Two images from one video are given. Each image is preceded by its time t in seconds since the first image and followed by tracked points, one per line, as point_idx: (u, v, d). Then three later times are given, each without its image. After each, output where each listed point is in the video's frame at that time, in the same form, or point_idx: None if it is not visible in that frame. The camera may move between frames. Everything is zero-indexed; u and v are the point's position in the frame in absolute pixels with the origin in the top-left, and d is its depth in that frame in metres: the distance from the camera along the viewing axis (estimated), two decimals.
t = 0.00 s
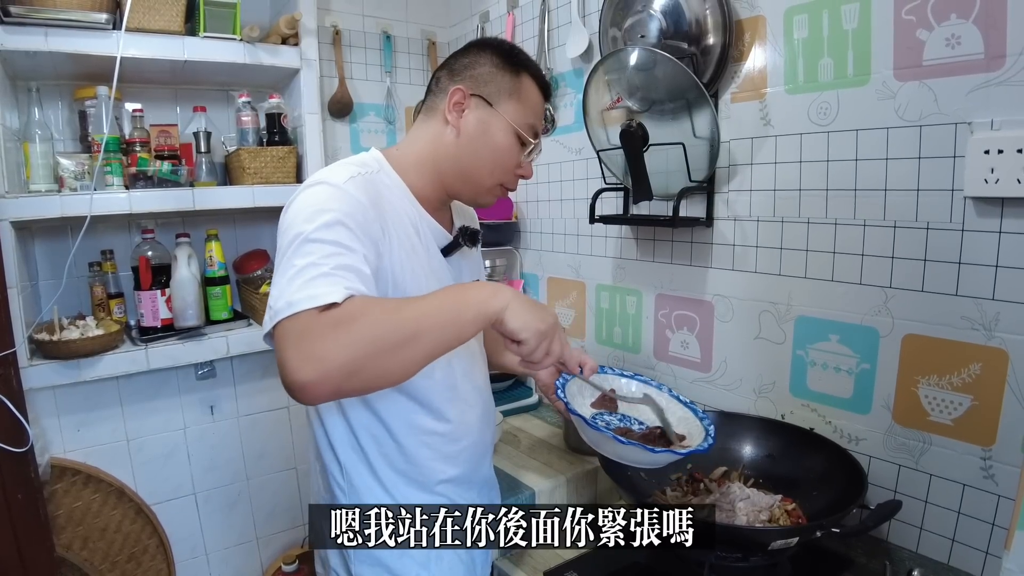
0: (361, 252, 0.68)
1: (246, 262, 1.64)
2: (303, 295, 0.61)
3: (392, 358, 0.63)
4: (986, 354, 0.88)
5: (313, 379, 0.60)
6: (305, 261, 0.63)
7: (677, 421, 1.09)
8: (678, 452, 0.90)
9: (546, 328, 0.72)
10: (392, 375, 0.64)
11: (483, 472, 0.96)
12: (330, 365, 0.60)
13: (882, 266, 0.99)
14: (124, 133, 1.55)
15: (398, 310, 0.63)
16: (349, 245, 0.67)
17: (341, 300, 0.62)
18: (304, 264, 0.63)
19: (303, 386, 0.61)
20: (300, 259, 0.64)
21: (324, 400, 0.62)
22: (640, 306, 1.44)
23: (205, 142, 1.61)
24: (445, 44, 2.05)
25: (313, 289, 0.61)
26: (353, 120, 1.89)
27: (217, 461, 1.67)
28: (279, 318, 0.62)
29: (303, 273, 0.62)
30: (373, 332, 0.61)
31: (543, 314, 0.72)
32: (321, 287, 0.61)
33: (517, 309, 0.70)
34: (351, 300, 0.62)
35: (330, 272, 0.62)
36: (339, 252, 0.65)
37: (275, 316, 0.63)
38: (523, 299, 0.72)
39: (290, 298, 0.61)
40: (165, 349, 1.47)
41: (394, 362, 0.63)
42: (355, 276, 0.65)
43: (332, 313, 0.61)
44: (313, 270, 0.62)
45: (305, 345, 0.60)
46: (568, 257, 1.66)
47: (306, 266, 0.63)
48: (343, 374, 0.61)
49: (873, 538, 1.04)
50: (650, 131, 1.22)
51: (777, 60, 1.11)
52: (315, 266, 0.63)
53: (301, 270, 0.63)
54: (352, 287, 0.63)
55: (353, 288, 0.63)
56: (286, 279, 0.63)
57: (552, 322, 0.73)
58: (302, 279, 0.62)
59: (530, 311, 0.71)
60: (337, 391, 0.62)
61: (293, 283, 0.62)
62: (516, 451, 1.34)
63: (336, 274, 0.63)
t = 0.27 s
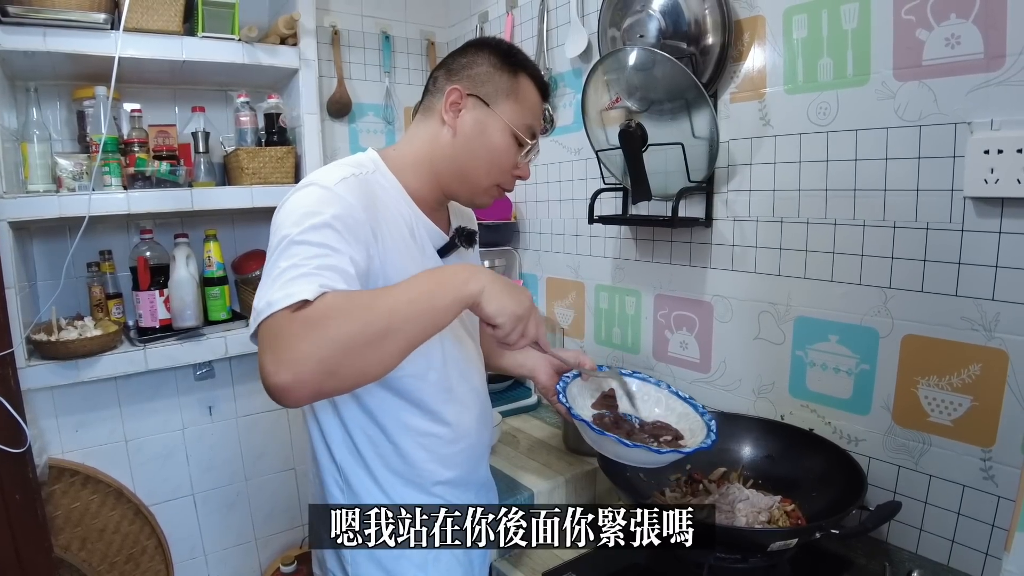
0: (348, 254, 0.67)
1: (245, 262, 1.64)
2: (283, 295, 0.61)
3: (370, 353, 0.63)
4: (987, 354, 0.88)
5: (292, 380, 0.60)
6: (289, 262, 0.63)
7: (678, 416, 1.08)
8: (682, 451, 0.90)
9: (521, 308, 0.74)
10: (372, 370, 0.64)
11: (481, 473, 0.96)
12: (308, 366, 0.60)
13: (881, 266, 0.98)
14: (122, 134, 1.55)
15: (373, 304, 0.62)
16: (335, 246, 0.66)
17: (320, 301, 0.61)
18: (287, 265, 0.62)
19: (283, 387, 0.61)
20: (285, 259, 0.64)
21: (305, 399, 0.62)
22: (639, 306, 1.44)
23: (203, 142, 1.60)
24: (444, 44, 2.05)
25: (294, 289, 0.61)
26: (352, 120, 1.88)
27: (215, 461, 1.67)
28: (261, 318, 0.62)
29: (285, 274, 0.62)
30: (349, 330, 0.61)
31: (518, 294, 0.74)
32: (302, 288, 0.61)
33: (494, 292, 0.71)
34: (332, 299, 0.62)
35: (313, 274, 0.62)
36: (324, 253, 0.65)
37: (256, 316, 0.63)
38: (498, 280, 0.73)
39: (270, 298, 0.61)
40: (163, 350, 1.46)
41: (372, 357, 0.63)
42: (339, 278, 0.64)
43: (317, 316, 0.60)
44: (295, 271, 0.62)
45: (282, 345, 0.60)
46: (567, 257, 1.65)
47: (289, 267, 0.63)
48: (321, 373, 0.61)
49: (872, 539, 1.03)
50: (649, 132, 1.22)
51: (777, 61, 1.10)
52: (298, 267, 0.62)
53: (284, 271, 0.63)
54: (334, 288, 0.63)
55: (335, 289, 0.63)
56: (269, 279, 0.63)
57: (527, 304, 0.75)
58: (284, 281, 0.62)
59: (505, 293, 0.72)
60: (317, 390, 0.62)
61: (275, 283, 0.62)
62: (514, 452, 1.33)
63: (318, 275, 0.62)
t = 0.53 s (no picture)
0: (341, 255, 0.67)
1: (243, 262, 1.64)
2: (278, 299, 0.60)
3: (367, 358, 0.62)
4: (986, 355, 0.88)
5: (288, 384, 0.60)
6: (283, 265, 0.62)
7: (676, 406, 1.08)
8: (682, 438, 0.90)
9: (525, 320, 0.72)
10: (369, 375, 0.63)
11: (476, 473, 0.96)
12: (305, 369, 0.60)
13: (880, 266, 0.98)
14: (120, 134, 1.54)
15: (371, 309, 0.62)
16: (328, 248, 0.66)
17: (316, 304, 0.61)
18: (281, 268, 0.62)
19: (278, 391, 0.60)
20: (278, 262, 0.63)
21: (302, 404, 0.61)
22: (638, 306, 1.43)
23: (201, 142, 1.60)
24: (442, 44, 2.05)
25: (289, 292, 0.60)
26: (350, 120, 1.88)
27: (213, 461, 1.67)
28: (256, 322, 0.61)
29: (280, 277, 0.62)
30: (345, 334, 0.60)
31: (522, 308, 0.72)
32: (297, 290, 0.60)
33: (495, 302, 0.70)
34: (326, 302, 0.61)
35: (307, 276, 0.62)
36: (317, 255, 0.64)
37: (252, 320, 0.62)
38: (502, 291, 0.71)
39: (266, 302, 0.61)
40: (161, 350, 1.46)
41: (369, 362, 0.62)
42: (333, 279, 0.64)
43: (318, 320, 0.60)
44: (290, 274, 0.62)
45: (278, 349, 0.60)
46: (565, 257, 1.65)
47: (284, 270, 0.62)
48: (316, 377, 0.60)
49: (871, 539, 1.03)
50: (647, 131, 1.22)
51: (775, 60, 1.10)
52: (292, 269, 0.62)
53: (279, 274, 0.62)
54: (329, 290, 0.62)
55: (330, 291, 0.62)
56: (263, 283, 0.62)
57: (531, 314, 0.73)
58: (279, 284, 0.61)
59: (507, 303, 0.70)
60: (312, 394, 0.61)
61: (270, 287, 0.61)
62: (512, 452, 1.33)
63: (313, 277, 0.62)
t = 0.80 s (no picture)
0: (329, 256, 0.66)
1: (240, 262, 1.63)
2: (260, 301, 0.60)
3: (350, 353, 0.61)
4: (985, 354, 0.87)
5: (273, 387, 0.60)
6: (269, 268, 0.62)
7: (670, 396, 1.10)
8: (676, 429, 0.92)
9: (509, 298, 0.72)
10: (354, 371, 0.62)
11: (472, 473, 0.95)
12: (289, 371, 0.59)
13: (878, 265, 0.98)
14: (117, 133, 1.54)
15: (349, 303, 0.61)
16: (315, 249, 0.65)
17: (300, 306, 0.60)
18: (266, 270, 0.62)
19: (265, 395, 0.60)
20: (265, 265, 0.63)
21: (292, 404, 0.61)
22: (636, 306, 1.43)
23: (198, 142, 1.60)
24: (440, 43, 2.04)
25: (274, 295, 0.60)
26: (347, 119, 1.88)
27: (211, 462, 1.67)
28: (242, 326, 0.62)
29: (266, 279, 0.62)
30: (325, 331, 0.59)
31: (505, 287, 0.72)
32: (281, 292, 0.60)
33: (478, 284, 0.69)
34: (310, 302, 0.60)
35: (292, 278, 0.61)
36: (303, 257, 0.64)
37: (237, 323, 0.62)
38: (483, 272, 0.71)
39: (248, 304, 0.60)
40: (158, 350, 1.46)
41: (353, 358, 0.61)
42: (319, 280, 0.63)
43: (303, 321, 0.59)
44: (274, 276, 0.61)
45: (262, 353, 0.60)
46: (563, 257, 1.65)
47: (269, 273, 0.62)
48: (301, 378, 0.60)
49: (870, 540, 1.03)
50: (645, 130, 1.21)
51: (773, 59, 1.10)
52: (277, 272, 0.62)
53: (264, 276, 0.62)
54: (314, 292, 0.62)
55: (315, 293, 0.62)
56: (248, 285, 0.62)
57: (515, 295, 0.73)
58: (264, 286, 0.61)
59: (489, 285, 0.70)
60: (299, 394, 0.61)
61: (255, 290, 0.61)
62: (510, 452, 1.33)
63: (298, 279, 0.62)
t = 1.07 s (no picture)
0: (326, 256, 0.65)
1: (237, 262, 1.63)
2: (255, 303, 0.59)
3: (346, 358, 0.61)
4: (987, 355, 0.86)
5: (267, 391, 0.59)
6: (264, 269, 0.61)
7: (666, 393, 1.10)
8: (667, 427, 0.91)
9: (509, 310, 0.72)
10: (350, 376, 0.61)
11: (468, 475, 0.94)
12: (283, 375, 0.59)
13: (878, 265, 0.97)
14: (113, 133, 1.53)
15: (345, 307, 0.60)
16: (311, 250, 0.64)
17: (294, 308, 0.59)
18: (261, 272, 0.61)
19: (259, 398, 0.60)
20: (260, 266, 0.62)
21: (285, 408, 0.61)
22: (634, 306, 1.42)
23: (195, 142, 1.59)
24: (439, 42, 2.04)
25: (268, 296, 0.59)
26: (345, 119, 1.87)
27: (208, 463, 1.66)
28: (237, 328, 0.61)
29: (261, 281, 0.61)
30: (320, 335, 0.59)
31: (505, 298, 0.72)
32: (275, 293, 0.59)
33: (480, 296, 0.69)
34: (305, 305, 0.59)
35: (287, 279, 0.60)
36: (299, 258, 0.63)
37: (232, 325, 0.61)
38: (483, 280, 0.70)
39: (243, 307, 0.59)
40: (154, 350, 1.45)
41: (349, 363, 0.61)
42: (316, 282, 0.62)
43: (297, 325, 0.58)
44: (269, 278, 0.60)
45: (255, 356, 0.59)
46: (561, 257, 1.64)
47: (264, 274, 0.61)
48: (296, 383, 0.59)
49: (870, 542, 1.02)
50: (643, 129, 1.21)
51: (772, 57, 1.09)
52: (272, 274, 0.61)
53: (259, 278, 0.61)
54: (309, 293, 0.61)
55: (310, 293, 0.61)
56: (243, 288, 0.61)
57: (517, 309, 0.73)
58: (258, 288, 0.60)
59: (491, 297, 0.70)
60: (293, 398, 0.60)
61: (251, 291, 0.60)
62: (508, 453, 1.32)
63: (293, 280, 0.61)
